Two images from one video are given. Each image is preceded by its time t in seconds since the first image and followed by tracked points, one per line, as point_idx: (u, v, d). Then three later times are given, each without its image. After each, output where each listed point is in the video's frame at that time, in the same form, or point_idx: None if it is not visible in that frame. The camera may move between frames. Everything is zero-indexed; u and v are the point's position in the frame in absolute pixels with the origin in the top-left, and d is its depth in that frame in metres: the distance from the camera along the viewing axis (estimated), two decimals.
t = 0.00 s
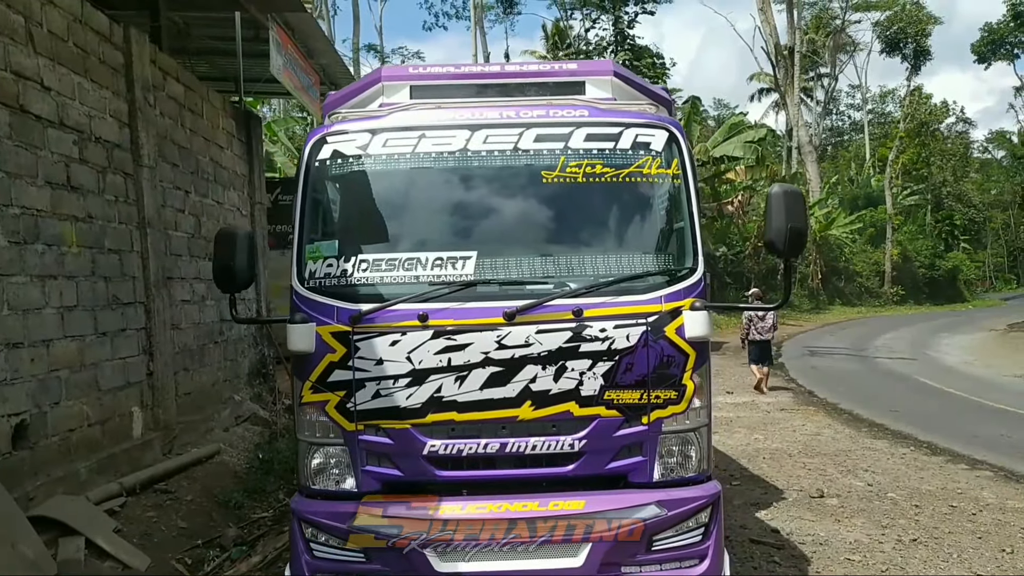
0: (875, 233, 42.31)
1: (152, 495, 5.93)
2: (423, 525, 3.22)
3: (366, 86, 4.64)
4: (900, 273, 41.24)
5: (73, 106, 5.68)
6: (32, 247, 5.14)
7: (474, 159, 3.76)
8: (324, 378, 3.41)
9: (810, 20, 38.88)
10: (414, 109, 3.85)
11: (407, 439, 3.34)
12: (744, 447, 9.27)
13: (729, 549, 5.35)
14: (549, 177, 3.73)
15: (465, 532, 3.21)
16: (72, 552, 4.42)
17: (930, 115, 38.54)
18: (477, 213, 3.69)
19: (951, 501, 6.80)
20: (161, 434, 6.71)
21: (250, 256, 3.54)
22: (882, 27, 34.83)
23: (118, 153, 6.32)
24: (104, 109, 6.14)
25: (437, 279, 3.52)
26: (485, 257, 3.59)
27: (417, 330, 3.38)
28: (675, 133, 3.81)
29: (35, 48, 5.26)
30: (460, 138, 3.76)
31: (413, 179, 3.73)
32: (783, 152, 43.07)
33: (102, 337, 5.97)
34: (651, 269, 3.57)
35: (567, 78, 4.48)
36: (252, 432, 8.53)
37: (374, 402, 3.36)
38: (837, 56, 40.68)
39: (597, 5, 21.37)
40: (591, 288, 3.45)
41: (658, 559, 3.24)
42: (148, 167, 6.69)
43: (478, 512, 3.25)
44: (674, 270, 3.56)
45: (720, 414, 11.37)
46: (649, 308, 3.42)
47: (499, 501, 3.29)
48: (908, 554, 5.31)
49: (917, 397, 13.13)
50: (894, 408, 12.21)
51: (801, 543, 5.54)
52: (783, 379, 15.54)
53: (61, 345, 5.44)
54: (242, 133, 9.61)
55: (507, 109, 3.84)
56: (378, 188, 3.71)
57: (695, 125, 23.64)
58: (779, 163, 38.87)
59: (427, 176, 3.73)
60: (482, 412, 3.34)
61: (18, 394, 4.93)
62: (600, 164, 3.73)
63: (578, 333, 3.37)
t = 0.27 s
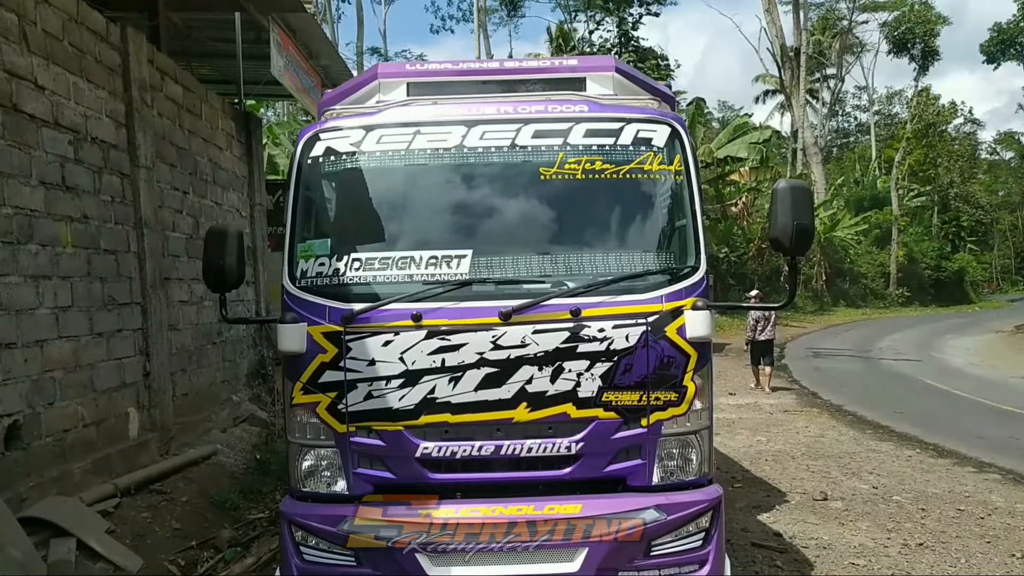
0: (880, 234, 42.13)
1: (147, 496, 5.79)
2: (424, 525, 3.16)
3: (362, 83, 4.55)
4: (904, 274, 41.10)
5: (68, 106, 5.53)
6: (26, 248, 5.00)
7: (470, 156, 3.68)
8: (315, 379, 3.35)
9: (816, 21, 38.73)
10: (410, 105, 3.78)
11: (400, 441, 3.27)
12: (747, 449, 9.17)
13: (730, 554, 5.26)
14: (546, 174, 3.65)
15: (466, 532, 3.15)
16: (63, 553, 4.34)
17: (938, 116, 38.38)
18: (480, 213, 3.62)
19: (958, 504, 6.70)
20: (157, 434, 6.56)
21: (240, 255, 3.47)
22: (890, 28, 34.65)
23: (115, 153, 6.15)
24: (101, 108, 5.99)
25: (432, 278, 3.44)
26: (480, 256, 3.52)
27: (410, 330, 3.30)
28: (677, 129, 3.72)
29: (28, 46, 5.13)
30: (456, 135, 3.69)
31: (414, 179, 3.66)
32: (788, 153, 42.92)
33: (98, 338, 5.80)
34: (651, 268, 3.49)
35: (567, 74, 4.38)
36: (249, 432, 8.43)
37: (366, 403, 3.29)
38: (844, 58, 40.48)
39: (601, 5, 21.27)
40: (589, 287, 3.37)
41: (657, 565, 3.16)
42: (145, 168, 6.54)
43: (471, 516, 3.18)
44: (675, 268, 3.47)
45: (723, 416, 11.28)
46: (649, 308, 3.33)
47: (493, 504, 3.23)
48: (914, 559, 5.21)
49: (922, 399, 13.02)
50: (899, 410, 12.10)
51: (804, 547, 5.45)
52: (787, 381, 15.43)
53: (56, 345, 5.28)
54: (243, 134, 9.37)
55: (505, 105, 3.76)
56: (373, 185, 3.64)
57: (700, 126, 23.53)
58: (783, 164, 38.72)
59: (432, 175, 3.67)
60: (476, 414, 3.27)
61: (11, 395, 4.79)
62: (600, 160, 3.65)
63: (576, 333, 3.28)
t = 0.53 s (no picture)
0: (886, 236, 42.03)
1: (143, 495, 5.74)
2: (424, 525, 3.12)
3: (359, 80, 4.50)
4: (912, 276, 40.95)
5: (65, 104, 5.48)
6: (21, 247, 4.95)
7: (467, 152, 3.64)
8: (307, 378, 3.31)
9: (823, 22, 38.68)
10: (407, 101, 3.73)
11: (393, 440, 3.23)
12: (749, 451, 9.12)
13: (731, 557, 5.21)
14: (544, 170, 3.61)
15: (466, 532, 3.11)
16: (55, 551, 4.30)
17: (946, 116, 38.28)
18: (482, 211, 3.57)
19: (965, 508, 6.62)
20: (154, 435, 6.51)
21: (233, 252, 3.43)
22: (899, 27, 34.58)
23: (112, 153, 6.11)
24: (99, 108, 5.94)
25: (427, 276, 3.40)
26: (476, 253, 3.48)
27: (404, 328, 3.26)
28: (680, 123, 3.67)
29: (25, 44, 5.08)
30: (453, 131, 3.64)
31: (413, 178, 3.61)
32: (793, 154, 42.89)
33: (94, 338, 5.74)
34: (651, 265, 3.44)
35: (568, 70, 4.32)
36: (246, 433, 8.39)
37: (359, 402, 3.25)
38: (852, 59, 40.38)
39: (605, 6, 21.26)
40: (587, 285, 3.31)
41: (655, 567, 3.10)
42: (143, 168, 6.49)
43: (465, 517, 3.13)
44: (676, 266, 3.42)
45: (726, 418, 11.23)
46: (649, 306, 3.27)
47: (488, 505, 3.18)
48: (919, 562, 5.14)
49: (929, 401, 12.94)
50: (905, 412, 12.02)
51: (806, 550, 5.39)
52: (791, 383, 15.36)
53: (52, 345, 5.24)
54: (243, 134, 9.35)
55: (503, 100, 3.70)
56: (369, 182, 3.61)
57: (705, 126, 23.49)
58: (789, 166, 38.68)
59: (435, 173, 3.62)
60: (470, 413, 3.22)
61: (7, 394, 4.75)
62: (600, 156, 3.59)
63: (573, 331, 3.23)
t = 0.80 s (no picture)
0: (895, 237, 41.80)
1: (140, 495, 5.71)
2: (423, 525, 3.08)
3: (360, 77, 4.47)
4: (921, 277, 40.72)
5: (64, 103, 5.47)
6: (19, 246, 4.92)
7: (466, 147, 3.60)
8: (302, 376, 3.27)
9: (833, 21, 38.51)
10: (405, 96, 3.70)
11: (389, 439, 3.19)
12: (753, 453, 9.06)
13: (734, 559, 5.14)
14: (545, 166, 3.57)
15: (465, 532, 3.07)
16: (50, 549, 4.27)
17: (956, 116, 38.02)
18: (485, 210, 3.53)
19: (974, 510, 6.53)
20: (153, 435, 6.48)
21: (228, 250, 3.39)
22: (911, 25, 34.34)
23: (112, 152, 6.09)
24: (98, 108, 5.92)
25: (424, 273, 3.36)
26: (474, 250, 3.43)
27: (400, 326, 3.22)
28: (683, 118, 3.62)
29: (24, 43, 5.07)
30: (451, 126, 3.60)
31: (413, 176, 3.57)
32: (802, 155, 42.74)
33: (93, 338, 5.71)
34: (653, 262, 3.39)
35: (568, 66, 4.28)
36: (246, 433, 8.35)
37: (354, 401, 3.22)
38: (862, 59, 40.18)
39: (611, 6, 21.20)
40: (586, 282, 3.27)
41: (654, 568, 3.05)
42: (142, 167, 6.47)
43: (462, 517, 3.09)
44: (678, 263, 3.37)
45: (731, 420, 11.16)
46: (649, 303, 3.23)
47: (484, 505, 3.14)
48: (926, 565, 5.05)
49: (938, 404, 12.81)
50: (914, 415, 11.90)
51: (810, 553, 5.31)
52: (799, 385, 15.26)
53: (50, 345, 5.21)
54: (244, 134, 9.34)
55: (502, 95, 3.67)
56: (367, 178, 3.57)
57: (713, 127, 23.40)
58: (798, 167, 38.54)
59: (435, 172, 3.58)
60: (467, 412, 3.18)
61: (5, 394, 4.72)
62: (601, 151, 3.55)
63: (572, 329, 3.18)
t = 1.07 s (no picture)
0: (910, 238, 41.46)
1: (142, 496, 5.71)
2: (424, 524, 3.03)
3: (357, 74, 4.43)
4: (937, 278, 40.40)
5: (65, 102, 5.47)
6: (18, 245, 4.92)
7: (462, 143, 3.55)
8: (297, 374, 3.24)
9: (845, 20, 38.26)
10: (402, 92, 3.66)
11: (385, 438, 3.15)
12: (762, 455, 8.97)
13: (740, 560, 5.07)
14: (542, 161, 3.52)
15: (465, 532, 3.01)
16: (49, 549, 4.26)
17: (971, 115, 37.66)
18: (492, 208, 3.48)
19: (986, 512, 6.42)
20: (156, 435, 6.47)
21: (223, 247, 3.36)
22: (924, 24, 34.02)
23: (114, 152, 6.09)
24: (100, 107, 5.93)
25: (420, 270, 3.32)
26: (471, 247, 3.39)
27: (396, 324, 3.18)
28: (682, 112, 3.57)
29: (25, 41, 5.07)
30: (447, 122, 3.56)
31: (417, 175, 3.53)
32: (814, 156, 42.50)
33: (95, 338, 5.71)
34: (652, 258, 3.34)
35: (569, 62, 4.26)
36: (251, 435, 8.33)
37: (349, 399, 3.18)
38: (874, 58, 39.89)
39: (621, 6, 21.16)
40: (585, 279, 3.22)
41: (653, 569, 2.99)
42: (145, 167, 6.46)
43: (459, 517, 3.04)
44: (678, 259, 3.32)
45: (741, 421, 11.07)
46: (648, 300, 3.18)
47: (481, 505, 3.08)
48: (935, 568, 4.95)
49: (952, 405, 12.66)
50: (927, 416, 11.77)
51: (818, 555, 5.23)
52: (811, 387, 15.14)
53: (51, 344, 5.20)
54: (249, 134, 9.34)
55: (499, 91, 3.63)
56: (366, 175, 3.54)
57: (724, 127, 23.27)
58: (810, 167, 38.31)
59: (439, 171, 3.54)
60: (463, 410, 3.14)
61: (4, 394, 4.71)
62: (599, 147, 3.50)
63: (570, 327, 3.14)
